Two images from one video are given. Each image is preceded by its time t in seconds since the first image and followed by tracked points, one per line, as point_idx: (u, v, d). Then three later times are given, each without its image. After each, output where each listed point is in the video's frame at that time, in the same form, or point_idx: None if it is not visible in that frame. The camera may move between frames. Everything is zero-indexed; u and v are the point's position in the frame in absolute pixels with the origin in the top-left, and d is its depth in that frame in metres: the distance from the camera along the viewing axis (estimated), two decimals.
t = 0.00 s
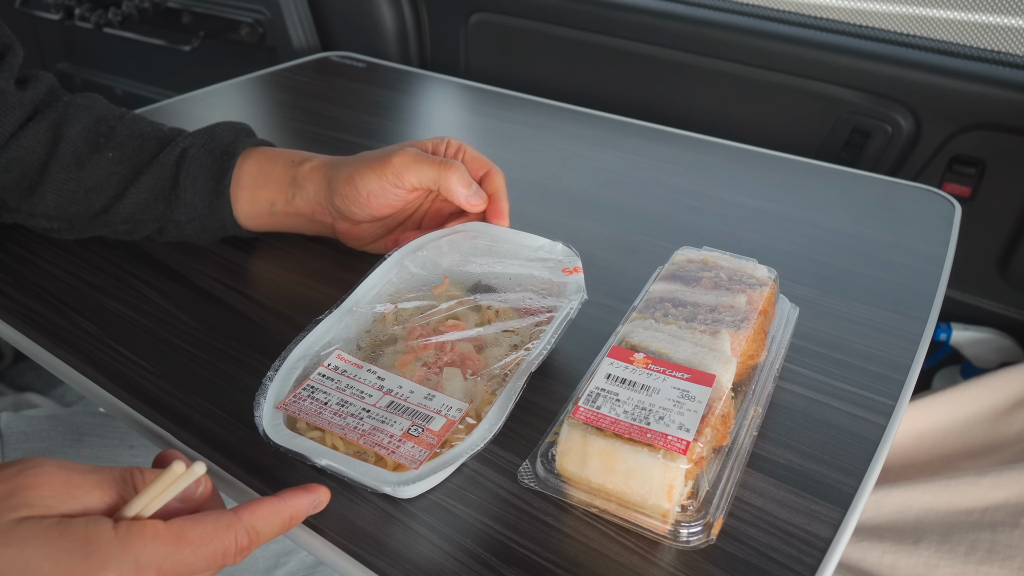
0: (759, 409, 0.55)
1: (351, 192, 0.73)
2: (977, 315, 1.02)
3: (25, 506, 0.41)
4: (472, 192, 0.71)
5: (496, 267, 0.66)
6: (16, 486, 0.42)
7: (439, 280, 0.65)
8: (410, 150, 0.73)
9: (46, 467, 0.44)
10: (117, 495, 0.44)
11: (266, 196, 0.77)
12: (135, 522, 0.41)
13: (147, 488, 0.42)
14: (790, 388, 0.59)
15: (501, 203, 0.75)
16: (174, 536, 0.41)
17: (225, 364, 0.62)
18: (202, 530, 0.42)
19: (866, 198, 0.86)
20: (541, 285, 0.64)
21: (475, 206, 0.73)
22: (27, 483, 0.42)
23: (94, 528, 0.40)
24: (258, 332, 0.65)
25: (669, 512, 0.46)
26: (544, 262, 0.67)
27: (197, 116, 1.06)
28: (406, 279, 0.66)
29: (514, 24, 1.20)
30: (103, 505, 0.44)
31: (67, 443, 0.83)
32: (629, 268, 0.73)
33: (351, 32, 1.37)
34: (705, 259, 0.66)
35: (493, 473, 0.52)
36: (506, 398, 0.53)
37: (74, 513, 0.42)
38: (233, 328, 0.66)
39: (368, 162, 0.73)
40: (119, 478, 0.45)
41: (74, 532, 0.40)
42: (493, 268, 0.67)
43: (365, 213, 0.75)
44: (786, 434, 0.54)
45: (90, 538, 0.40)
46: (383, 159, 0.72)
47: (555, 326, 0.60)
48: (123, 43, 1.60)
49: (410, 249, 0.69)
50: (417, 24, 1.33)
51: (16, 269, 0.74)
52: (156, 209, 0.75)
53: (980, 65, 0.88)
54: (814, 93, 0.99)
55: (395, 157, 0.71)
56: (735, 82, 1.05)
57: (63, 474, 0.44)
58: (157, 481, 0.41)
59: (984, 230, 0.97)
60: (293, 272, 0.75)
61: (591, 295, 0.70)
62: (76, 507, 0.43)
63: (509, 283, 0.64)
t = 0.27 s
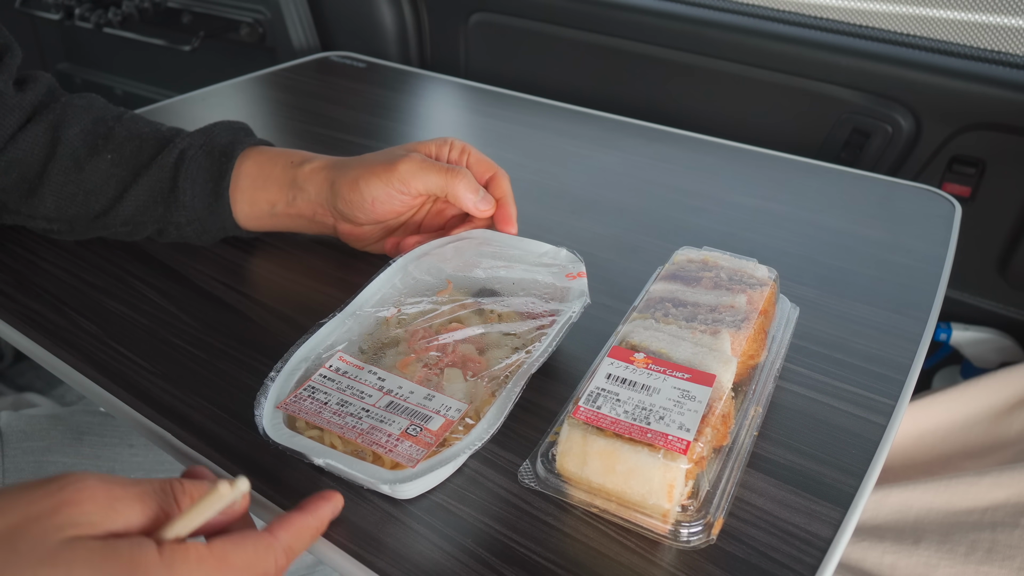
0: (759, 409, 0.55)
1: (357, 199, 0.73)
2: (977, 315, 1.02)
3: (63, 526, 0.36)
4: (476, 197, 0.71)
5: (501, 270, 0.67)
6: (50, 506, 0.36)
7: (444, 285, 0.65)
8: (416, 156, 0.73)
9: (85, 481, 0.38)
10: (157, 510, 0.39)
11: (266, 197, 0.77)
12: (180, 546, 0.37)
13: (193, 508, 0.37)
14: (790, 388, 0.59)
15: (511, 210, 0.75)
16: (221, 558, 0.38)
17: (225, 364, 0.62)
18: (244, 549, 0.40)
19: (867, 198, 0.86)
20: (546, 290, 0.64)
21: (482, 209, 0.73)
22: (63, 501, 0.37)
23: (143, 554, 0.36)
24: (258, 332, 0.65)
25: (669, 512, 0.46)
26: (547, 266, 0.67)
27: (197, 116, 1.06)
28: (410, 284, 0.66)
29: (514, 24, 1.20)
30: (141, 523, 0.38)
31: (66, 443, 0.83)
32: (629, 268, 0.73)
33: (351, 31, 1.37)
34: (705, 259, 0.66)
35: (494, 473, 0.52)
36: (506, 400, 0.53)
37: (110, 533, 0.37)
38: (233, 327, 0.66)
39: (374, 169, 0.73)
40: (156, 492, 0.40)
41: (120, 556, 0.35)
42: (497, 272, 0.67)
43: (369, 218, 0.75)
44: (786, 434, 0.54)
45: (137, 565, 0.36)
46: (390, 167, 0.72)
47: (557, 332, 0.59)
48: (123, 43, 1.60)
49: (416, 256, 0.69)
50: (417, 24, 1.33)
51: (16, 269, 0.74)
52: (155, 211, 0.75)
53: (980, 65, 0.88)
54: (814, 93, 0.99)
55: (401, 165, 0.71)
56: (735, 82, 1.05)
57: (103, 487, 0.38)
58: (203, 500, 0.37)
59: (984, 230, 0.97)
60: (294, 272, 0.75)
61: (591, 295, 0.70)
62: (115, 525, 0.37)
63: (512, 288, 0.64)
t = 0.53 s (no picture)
0: (759, 409, 0.55)
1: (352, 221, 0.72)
2: (977, 315, 1.02)
3: None
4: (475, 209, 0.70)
5: (500, 278, 0.66)
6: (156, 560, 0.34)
7: (444, 288, 0.65)
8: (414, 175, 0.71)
9: (200, 524, 0.35)
10: (275, 550, 0.36)
11: (260, 209, 0.76)
12: None
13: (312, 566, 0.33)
14: (790, 388, 0.59)
15: (515, 219, 0.75)
16: None
17: (225, 364, 0.62)
18: None
19: (867, 198, 0.86)
20: (545, 297, 0.63)
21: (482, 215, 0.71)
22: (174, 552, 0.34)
23: None
24: (258, 332, 0.65)
25: (669, 512, 0.46)
26: (547, 271, 0.67)
27: (197, 116, 1.06)
28: (411, 286, 0.65)
29: (514, 24, 1.20)
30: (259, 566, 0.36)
31: (65, 442, 0.84)
32: (629, 268, 0.73)
33: (351, 31, 1.37)
34: (705, 259, 0.65)
35: (494, 473, 0.52)
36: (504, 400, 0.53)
37: None
38: (233, 327, 0.66)
39: (371, 189, 0.71)
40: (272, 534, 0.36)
41: None
42: (497, 277, 0.66)
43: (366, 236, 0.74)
44: (786, 435, 0.54)
45: None
46: (388, 190, 0.70)
47: (554, 333, 0.59)
48: (122, 43, 1.60)
49: (418, 258, 0.69)
50: (417, 24, 1.33)
51: (16, 269, 0.74)
52: (150, 218, 0.74)
53: (980, 65, 0.88)
54: (814, 93, 0.99)
55: (399, 186, 0.70)
56: (735, 82, 1.05)
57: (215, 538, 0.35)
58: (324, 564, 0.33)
59: (984, 230, 0.97)
60: (294, 272, 0.75)
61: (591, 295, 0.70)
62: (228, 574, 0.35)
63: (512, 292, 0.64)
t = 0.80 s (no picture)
0: (758, 409, 0.55)
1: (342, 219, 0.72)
2: (977, 315, 1.02)
3: (163, 506, 0.32)
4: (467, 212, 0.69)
5: (496, 279, 0.66)
6: (142, 480, 0.33)
7: (444, 288, 0.65)
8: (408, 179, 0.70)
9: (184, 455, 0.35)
10: (257, 487, 0.36)
11: (251, 205, 0.76)
12: (288, 525, 0.33)
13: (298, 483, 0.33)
14: (790, 388, 0.59)
15: (510, 226, 0.76)
16: (328, 537, 0.34)
17: (225, 363, 0.62)
18: (351, 527, 0.36)
19: (866, 197, 0.86)
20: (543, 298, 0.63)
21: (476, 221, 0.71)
22: (162, 473, 0.33)
23: (252, 532, 0.32)
24: (258, 332, 0.65)
25: (669, 512, 0.46)
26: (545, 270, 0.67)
27: (197, 115, 1.06)
28: (410, 286, 0.66)
29: (514, 24, 1.20)
30: (244, 501, 0.35)
31: (65, 442, 0.83)
32: (629, 268, 0.73)
33: (351, 31, 1.37)
34: (705, 259, 0.65)
35: (493, 473, 0.52)
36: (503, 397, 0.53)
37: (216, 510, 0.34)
38: (233, 327, 0.66)
39: (363, 190, 0.70)
40: (255, 470, 0.36)
41: (229, 535, 0.32)
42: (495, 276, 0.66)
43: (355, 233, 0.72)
44: (786, 435, 0.54)
45: (247, 544, 0.32)
46: (380, 193, 0.69)
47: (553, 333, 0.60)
48: (123, 44, 1.60)
49: (419, 257, 0.69)
50: (417, 24, 1.33)
51: (15, 269, 0.74)
52: (146, 214, 0.75)
53: (980, 65, 0.88)
54: (814, 93, 0.99)
55: (391, 189, 0.69)
56: (734, 82, 1.05)
57: (204, 463, 0.35)
58: (314, 470, 0.32)
59: (984, 230, 0.97)
60: (293, 272, 0.75)
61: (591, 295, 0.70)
62: (212, 504, 0.34)
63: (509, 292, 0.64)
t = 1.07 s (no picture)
0: (758, 409, 0.55)
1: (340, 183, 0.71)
2: (977, 315, 1.02)
3: (42, 438, 0.40)
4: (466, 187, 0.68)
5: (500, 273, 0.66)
6: (14, 420, 0.40)
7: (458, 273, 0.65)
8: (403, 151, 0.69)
9: (55, 399, 0.42)
10: (133, 421, 0.44)
11: (242, 180, 0.76)
12: (162, 440, 0.42)
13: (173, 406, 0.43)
14: (790, 387, 0.59)
15: (519, 206, 0.75)
16: (204, 455, 0.42)
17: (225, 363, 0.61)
18: (229, 448, 0.44)
19: (866, 197, 0.86)
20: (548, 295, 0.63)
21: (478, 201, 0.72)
22: (32, 413, 0.41)
23: (130, 451, 0.40)
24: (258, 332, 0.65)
25: (668, 511, 0.46)
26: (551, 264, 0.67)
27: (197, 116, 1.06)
28: (418, 266, 0.66)
29: (515, 24, 1.20)
30: (124, 429, 0.43)
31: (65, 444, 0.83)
32: (629, 267, 0.73)
33: (351, 32, 1.37)
34: (705, 259, 0.65)
35: (493, 472, 0.52)
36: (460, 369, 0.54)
37: (93, 438, 0.42)
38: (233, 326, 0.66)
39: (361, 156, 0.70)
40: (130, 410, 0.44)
41: (107, 454, 0.39)
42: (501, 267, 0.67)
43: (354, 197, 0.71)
44: (787, 435, 0.54)
45: (131, 460, 0.39)
46: (384, 166, 0.68)
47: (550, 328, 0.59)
48: (123, 44, 1.60)
49: (452, 244, 0.69)
50: (417, 24, 1.33)
51: (15, 269, 0.74)
52: (141, 199, 0.75)
53: (980, 65, 0.88)
54: (814, 93, 0.99)
55: (392, 163, 0.68)
56: (735, 82, 1.05)
57: (73, 405, 0.42)
58: (183, 393, 0.43)
59: (983, 230, 0.97)
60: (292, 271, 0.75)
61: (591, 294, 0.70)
62: (89, 436, 0.42)
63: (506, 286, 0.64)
